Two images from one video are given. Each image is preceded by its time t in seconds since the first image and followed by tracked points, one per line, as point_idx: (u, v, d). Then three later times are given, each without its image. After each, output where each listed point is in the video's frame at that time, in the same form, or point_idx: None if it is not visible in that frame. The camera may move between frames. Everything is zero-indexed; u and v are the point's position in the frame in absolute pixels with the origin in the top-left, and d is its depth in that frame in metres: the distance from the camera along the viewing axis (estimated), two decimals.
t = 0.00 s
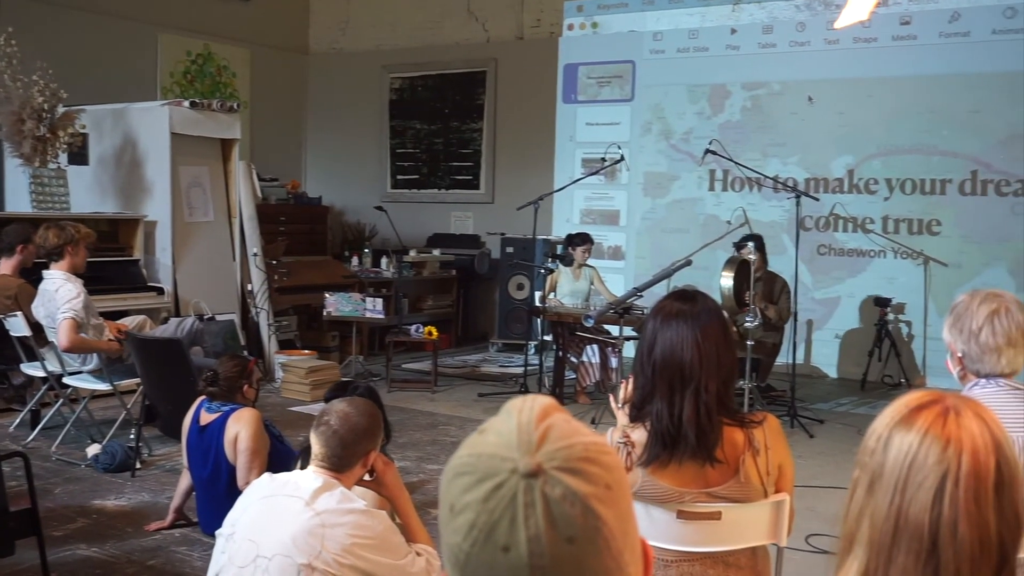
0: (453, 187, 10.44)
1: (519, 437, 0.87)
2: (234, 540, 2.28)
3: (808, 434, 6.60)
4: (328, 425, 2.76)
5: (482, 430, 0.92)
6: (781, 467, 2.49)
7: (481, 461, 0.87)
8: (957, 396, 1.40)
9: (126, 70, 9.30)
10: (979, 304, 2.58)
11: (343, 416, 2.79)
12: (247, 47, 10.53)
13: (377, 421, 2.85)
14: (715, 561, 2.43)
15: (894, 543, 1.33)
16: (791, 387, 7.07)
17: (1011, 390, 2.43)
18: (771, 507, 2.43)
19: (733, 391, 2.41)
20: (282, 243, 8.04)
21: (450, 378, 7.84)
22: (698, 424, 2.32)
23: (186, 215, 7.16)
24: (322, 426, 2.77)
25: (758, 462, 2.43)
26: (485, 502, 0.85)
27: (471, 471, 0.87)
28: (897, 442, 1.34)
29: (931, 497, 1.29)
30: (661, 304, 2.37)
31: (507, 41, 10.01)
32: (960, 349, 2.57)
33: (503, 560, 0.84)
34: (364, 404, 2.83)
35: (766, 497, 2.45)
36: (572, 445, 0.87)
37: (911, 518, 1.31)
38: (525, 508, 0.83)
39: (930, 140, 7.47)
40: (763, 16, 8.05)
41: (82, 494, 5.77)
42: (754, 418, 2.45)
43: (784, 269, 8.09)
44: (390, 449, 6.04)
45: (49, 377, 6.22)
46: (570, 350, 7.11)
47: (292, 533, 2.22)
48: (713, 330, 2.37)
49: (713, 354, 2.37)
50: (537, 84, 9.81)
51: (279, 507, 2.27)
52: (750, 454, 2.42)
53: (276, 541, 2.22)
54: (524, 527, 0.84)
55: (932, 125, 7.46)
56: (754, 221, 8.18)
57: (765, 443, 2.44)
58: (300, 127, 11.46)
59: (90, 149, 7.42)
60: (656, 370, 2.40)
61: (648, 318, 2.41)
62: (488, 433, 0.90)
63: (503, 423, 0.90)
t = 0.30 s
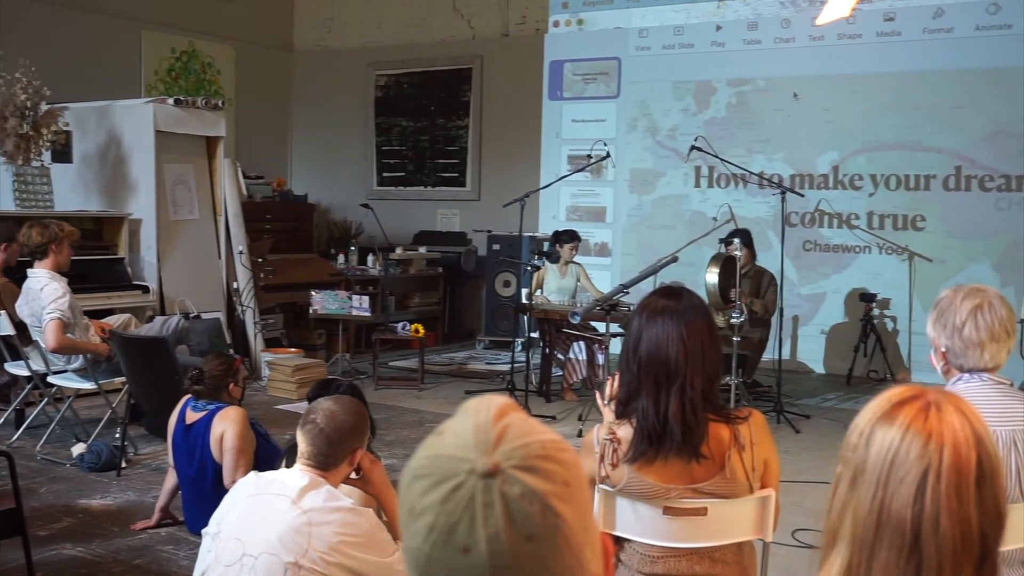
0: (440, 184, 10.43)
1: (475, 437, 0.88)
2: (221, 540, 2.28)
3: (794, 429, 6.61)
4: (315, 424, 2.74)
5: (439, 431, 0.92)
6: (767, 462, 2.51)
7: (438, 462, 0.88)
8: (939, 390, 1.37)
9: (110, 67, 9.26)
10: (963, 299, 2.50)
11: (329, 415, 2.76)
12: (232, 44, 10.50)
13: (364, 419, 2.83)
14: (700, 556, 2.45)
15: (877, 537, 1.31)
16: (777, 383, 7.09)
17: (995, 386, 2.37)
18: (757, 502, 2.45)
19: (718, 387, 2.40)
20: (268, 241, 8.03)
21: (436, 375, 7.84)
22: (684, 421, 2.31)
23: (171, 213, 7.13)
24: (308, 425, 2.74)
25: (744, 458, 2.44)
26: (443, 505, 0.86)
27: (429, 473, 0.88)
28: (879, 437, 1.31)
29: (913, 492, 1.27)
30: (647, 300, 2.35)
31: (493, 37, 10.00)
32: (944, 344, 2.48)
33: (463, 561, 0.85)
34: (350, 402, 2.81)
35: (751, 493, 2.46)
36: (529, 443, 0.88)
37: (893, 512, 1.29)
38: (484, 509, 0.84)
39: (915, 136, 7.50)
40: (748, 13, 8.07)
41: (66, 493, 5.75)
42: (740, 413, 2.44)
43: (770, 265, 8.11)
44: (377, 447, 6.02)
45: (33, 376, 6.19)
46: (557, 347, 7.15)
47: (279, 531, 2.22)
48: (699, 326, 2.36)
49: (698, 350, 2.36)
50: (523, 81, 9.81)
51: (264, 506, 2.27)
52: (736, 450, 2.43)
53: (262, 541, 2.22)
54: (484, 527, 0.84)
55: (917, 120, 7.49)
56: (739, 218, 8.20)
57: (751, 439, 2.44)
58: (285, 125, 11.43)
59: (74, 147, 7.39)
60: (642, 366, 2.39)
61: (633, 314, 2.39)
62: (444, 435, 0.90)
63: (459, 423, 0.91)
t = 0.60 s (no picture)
0: (426, 189, 10.45)
1: (405, 453, 0.96)
2: (205, 547, 2.24)
3: (780, 433, 6.62)
4: (301, 429, 2.73)
5: (368, 450, 1.01)
6: (753, 466, 2.49)
7: (371, 481, 0.96)
8: (922, 393, 1.40)
9: (95, 73, 9.24)
10: (946, 301, 2.49)
11: (316, 421, 2.76)
12: (218, 50, 10.48)
13: (351, 425, 2.83)
14: (687, 561, 2.44)
15: (861, 538, 1.34)
16: (763, 387, 7.11)
17: (980, 392, 2.38)
18: (742, 507, 2.43)
19: (704, 391, 2.40)
20: (253, 247, 8.02)
21: (423, 381, 7.84)
22: (669, 424, 2.31)
23: (156, 220, 7.12)
24: (294, 430, 2.74)
25: (730, 462, 2.42)
26: (378, 520, 0.94)
27: (362, 491, 0.96)
28: (862, 440, 1.34)
29: (897, 495, 1.30)
30: (632, 305, 2.36)
31: (479, 43, 10.01)
32: (928, 347, 2.48)
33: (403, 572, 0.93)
34: (336, 407, 2.81)
35: (737, 497, 2.44)
36: (457, 453, 0.96)
37: (877, 515, 1.32)
38: (418, 519, 0.92)
39: (898, 141, 7.54)
40: (733, 18, 8.11)
41: (52, 501, 5.71)
42: (726, 418, 2.44)
43: (757, 269, 8.14)
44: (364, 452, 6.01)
45: (18, 383, 6.15)
46: (543, 352, 7.12)
47: (263, 538, 2.21)
48: (684, 331, 2.37)
49: (683, 355, 2.36)
50: (509, 86, 9.83)
51: (250, 512, 2.26)
52: (722, 454, 2.42)
53: (248, 548, 2.20)
54: (420, 539, 0.92)
55: (900, 125, 7.53)
56: (725, 222, 8.22)
57: (737, 443, 2.43)
58: (271, 130, 11.42)
59: (58, 154, 7.37)
60: (628, 371, 2.39)
61: (619, 320, 2.40)
62: (374, 453, 0.99)
63: (389, 440, 0.99)
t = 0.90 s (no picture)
0: (415, 190, 10.44)
1: (346, 464, 0.96)
2: (192, 548, 2.24)
3: (769, 434, 6.63)
4: (288, 430, 2.72)
5: (305, 467, 1.01)
6: (740, 467, 2.50)
7: (313, 494, 0.96)
8: (908, 394, 1.41)
9: (82, 73, 9.21)
10: (932, 303, 2.49)
11: (304, 421, 2.73)
12: (206, 50, 10.46)
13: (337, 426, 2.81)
14: (675, 561, 2.45)
15: (847, 539, 1.35)
16: (751, 388, 7.12)
17: (967, 392, 2.38)
18: (730, 507, 2.43)
19: (691, 391, 2.40)
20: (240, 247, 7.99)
21: (412, 382, 7.84)
22: (656, 425, 2.31)
23: (144, 220, 7.10)
24: (281, 431, 2.72)
25: (717, 463, 2.42)
26: (324, 533, 0.94)
27: (304, 506, 0.96)
28: (849, 440, 1.35)
29: (883, 494, 1.31)
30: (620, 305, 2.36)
31: (468, 44, 10.01)
32: (915, 348, 2.49)
33: None
34: (323, 408, 2.79)
35: (725, 497, 2.44)
36: (398, 460, 0.98)
37: (864, 516, 1.33)
38: (365, 528, 0.93)
39: (886, 143, 7.57)
40: (722, 20, 8.12)
41: (37, 503, 5.67)
42: (713, 418, 2.44)
43: (745, 270, 8.17)
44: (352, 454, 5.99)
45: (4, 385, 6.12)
46: (532, 353, 7.13)
47: (251, 538, 2.20)
48: (671, 331, 2.36)
49: (671, 356, 2.36)
50: (498, 87, 9.83)
51: (237, 514, 2.25)
52: (709, 455, 2.42)
53: (235, 549, 2.19)
54: (369, 547, 0.93)
55: (888, 127, 7.56)
56: (714, 223, 8.24)
57: (724, 444, 2.44)
58: (260, 131, 11.41)
59: (45, 154, 7.34)
60: (616, 372, 2.39)
61: (606, 320, 2.40)
62: (313, 468, 0.99)
63: (326, 453, 1.00)
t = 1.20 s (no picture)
0: (404, 191, 10.43)
1: (291, 475, 0.98)
2: (179, 548, 2.24)
3: (757, 434, 6.64)
4: (275, 431, 2.72)
5: (248, 480, 1.02)
6: (727, 467, 2.50)
7: (258, 507, 0.97)
8: (893, 394, 1.42)
9: (69, 73, 9.18)
10: (918, 303, 2.51)
11: (291, 421, 2.74)
12: (194, 50, 10.44)
13: (325, 427, 2.81)
14: (662, 562, 2.44)
15: (833, 538, 1.34)
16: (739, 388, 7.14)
17: (952, 392, 2.38)
18: (717, 508, 2.43)
19: (678, 392, 2.41)
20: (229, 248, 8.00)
21: (401, 382, 7.84)
22: (644, 425, 2.31)
23: (131, 220, 7.08)
24: (269, 432, 2.72)
25: (704, 463, 2.43)
26: (272, 545, 0.95)
27: (250, 520, 0.97)
28: (835, 440, 1.35)
29: (868, 493, 1.31)
30: (608, 306, 2.36)
31: (457, 45, 10.01)
32: (901, 348, 2.50)
33: None
34: (311, 409, 2.79)
35: (711, 497, 2.45)
36: (341, 468, 1.00)
37: (849, 515, 1.33)
38: (314, 536, 0.95)
39: (874, 144, 7.60)
40: (711, 21, 8.14)
41: (23, 504, 5.65)
42: (700, 418, 2.45)
43: (734, 271, 8.18)
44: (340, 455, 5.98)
45: None
46: (521, 353, 7.19)
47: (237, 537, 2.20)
48: (659, 332, 2.37)
49: (658, 357, 2.37)
50: (487, 88, 9.83)
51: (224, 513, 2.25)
52: (696, 454, 2.43)
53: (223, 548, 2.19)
54: (318, 553, 0.95)
55: (876, 129, 7.58)
56: (702, 224, 8.25)
57: (711, 444, 2.44)
58: (248, 131, 11.40)
59: (32, 154, 7.32)
60: (603, 372, 2.39)
61: (594, 321, 2.40)
62: (255, 482, 1.00)
63: (269, 466, 1.01)
